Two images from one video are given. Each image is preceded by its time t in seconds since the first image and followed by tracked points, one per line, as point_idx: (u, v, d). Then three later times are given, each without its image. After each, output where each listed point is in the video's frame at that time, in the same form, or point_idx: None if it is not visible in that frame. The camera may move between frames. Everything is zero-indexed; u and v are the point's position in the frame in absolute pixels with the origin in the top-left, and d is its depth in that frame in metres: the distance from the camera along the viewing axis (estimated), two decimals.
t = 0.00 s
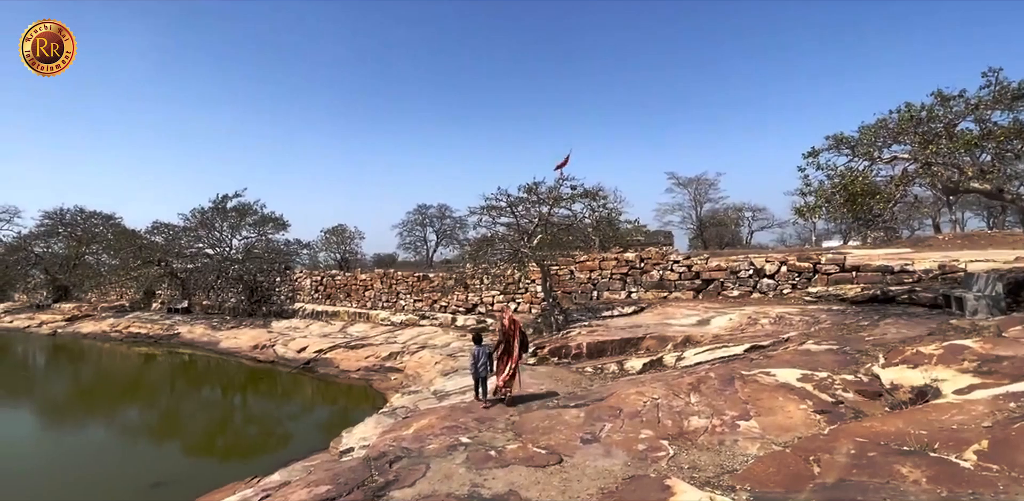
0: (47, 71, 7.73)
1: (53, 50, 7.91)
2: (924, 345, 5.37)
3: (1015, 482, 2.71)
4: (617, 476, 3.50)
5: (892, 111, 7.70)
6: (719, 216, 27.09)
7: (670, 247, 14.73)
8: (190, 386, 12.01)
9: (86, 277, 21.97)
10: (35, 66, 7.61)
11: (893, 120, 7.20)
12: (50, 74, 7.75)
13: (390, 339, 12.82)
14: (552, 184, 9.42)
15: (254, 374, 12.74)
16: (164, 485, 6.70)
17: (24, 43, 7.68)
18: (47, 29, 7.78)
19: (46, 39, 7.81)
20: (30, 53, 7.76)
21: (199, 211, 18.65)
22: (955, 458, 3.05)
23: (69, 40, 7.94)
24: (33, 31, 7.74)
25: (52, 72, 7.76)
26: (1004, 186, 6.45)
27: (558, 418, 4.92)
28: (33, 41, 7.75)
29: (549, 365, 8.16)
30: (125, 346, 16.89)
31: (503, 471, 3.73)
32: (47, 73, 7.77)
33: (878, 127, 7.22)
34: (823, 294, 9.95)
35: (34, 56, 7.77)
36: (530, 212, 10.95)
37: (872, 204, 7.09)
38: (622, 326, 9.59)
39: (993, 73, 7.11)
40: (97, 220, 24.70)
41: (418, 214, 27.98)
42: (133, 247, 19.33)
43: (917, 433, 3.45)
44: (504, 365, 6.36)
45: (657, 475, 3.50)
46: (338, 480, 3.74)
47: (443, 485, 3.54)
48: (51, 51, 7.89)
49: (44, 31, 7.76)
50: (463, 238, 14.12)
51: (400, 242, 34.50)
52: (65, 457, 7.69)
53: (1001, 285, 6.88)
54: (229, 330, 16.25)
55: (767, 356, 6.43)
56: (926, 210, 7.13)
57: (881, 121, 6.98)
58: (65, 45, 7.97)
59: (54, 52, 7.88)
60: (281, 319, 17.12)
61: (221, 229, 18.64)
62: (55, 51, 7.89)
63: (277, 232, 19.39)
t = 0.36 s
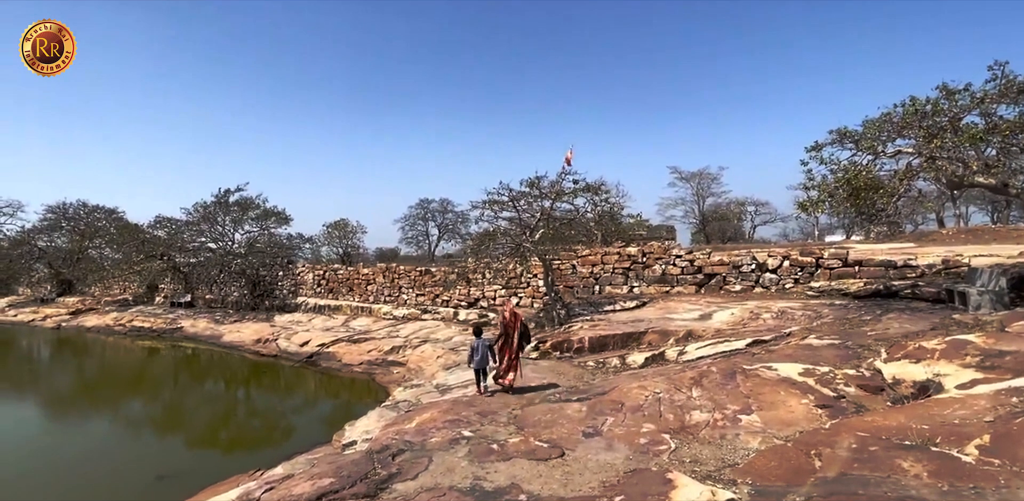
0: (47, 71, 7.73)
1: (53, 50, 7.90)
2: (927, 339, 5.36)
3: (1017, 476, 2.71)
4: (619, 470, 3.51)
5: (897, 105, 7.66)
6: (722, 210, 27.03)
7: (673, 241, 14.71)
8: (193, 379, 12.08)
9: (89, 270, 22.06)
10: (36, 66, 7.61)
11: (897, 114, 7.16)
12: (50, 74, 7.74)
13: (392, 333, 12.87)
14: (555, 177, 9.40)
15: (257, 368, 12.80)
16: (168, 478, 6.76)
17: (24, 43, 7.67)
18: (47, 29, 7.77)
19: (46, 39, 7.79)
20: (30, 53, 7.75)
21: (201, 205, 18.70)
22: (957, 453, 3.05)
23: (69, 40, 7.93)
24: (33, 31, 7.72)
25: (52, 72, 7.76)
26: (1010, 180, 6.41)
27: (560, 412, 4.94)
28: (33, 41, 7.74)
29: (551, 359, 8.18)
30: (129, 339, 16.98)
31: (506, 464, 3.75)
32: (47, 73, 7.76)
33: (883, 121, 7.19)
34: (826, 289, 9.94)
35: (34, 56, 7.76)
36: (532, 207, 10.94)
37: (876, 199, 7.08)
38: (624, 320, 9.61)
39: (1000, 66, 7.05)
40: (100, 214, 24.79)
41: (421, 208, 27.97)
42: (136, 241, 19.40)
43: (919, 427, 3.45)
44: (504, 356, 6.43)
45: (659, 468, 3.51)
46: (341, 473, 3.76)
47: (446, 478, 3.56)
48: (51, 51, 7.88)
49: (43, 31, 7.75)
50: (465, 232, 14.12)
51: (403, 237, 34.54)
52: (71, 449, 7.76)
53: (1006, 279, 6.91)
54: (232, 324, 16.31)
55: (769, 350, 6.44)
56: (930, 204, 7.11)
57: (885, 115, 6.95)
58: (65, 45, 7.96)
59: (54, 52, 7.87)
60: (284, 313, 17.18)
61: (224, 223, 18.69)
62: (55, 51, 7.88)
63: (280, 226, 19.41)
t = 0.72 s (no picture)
0: (47, 71, 7.72)
1: (53, 50, 7.88)
2: (928, 333, 5.36)
3: (1017, 470, 2.71)
4: (620, 462, 3.53)
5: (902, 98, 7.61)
6: (724, 203, 26.94)
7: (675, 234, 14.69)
8: (197, 371, 12.15)
9: (92, 263, 22.11)
10: (36, 66, 7.59)
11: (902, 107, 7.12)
12: (50, 74, 7.73)
13: (394, 325, 12.91)
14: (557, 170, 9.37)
15: (260, 360, 12.86)
16: (172, 468, 6.82)
17: (24, 43, 7.66)
18: (47, 29, 7.75)
19: (46, 39, 7.77)
20: (30, 53, 7.73)
21: (204, 197, 18.71)
22: (957, 446, 3.06)
23: (69, 40, 7.91)
24: (33, 31, 7.71)
25: (52, 72, 7.75)
26: (1015, 174, 6.37)
27: (561, 405, 4.95)
28: (33, 41, 7.72)
29: (553, 352, 8.20)
30: (132, 331, 17.07)
31: (507, 456, 3.77)
32: (47, 73, 7.75)
33: (887, 114, 7.15)
34: (828, 283, 9.93)
35: (34, 56, 7.74)
36: (535, 200, 10.91)
37: (879, 192, 7.05)
38: (626, 313, 9.61)
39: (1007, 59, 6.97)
40: (103, 207, 24.82)
41: (422, 201, 27.93)
42: (138, 234, 19.45)
43: (920, 421, 3.46)
44: (505, 348, 6.47)
45: (660, 461, 3.53)
46: (344, 464, 3.79)
47: (448, 469, 3.58)
48: (51, 51, 7.86)
49: (43, 31, 7.72)
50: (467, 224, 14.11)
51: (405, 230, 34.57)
52: (76, 440, 7.82)
53: (1009, 273, 6.88)
54: (235, 316, 16.37)
55: (770, 344, 6.44)
56: (934, 198, 7.07)
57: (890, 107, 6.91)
58: (65, 45, 7.94)
59: (54, 52, 7.85)
60: (286, 305, 17.23)
61: (226, 216, 18.71)
62: (55, 51, 7.85)
63: (282, 218, 19.41)
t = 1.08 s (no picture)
0: (47, 71, 7.77)
1: (53, 50, 7.92)
2: (932, 323, 5.35)
3: (1018, 460, 2.72)
4: (621, 450, 3.56)
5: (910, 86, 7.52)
6: (728, 193, 26.80)
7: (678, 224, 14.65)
8: (202, 357, 12.26)
9: (97, 251, 22.22)
10: (36, 66, 7.65)
11: (911, 96, 7.04)
12: (50, 75, 7.78)
13: (398, 314, 12.97)
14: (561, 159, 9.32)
15: (264, 347, 12.96)
16: (178, 453, 6.91)
17: (24, 43, 7.70)
18: (47, 29, 7.79)
19: (46, 39, 7.81)
20: (30, 53, 7.78)
21: (207, 185, 18.73)
22: (958, 436, 3.07)
23: (69, 40, 7.94)
24: (33, 31, 7.75)
25: (52, 72, 7.80)
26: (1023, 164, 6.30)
27: (563, 393, 4.98)
28: (33, 41, 7.77)
29: (555, 341, 8.23)
30: (138, 318, 17.22)
31: (509, 443, 3.80)
32: (47, 73, 7.81)
33: (895, 102, 7.07)
34: (832, 273, 9.89)
35: (34, 55, 7.79)
36: (538, 189, 10.87)
37: (885, 182, 7.00)
38: (629, 303, 9.62)
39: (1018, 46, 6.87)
40: (107, 195, 24.87)
41: (425, 190, 27.87)
42: (143, 222, 19.52)
43: (921, 411, 3.46)
44: (507, 334, 6.54)
45: (661, 449, 3.55)
46: (348, 450, 3.83)
47: (451, 456, 3.61)
48: (51, 51, 7.90)
49: (44, 31, 7.76)
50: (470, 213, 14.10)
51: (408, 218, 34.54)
52: (84, 425, 7.92)
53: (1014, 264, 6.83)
54: (239, 304, 16.47)
55: (773, 333, 6.45)
56: (941, 188, 7.01)
57: (898, 96, 6.83)
58: (65, 45, 7.98)
59: (54, 52, 7.89)
60: (290, 293, 17.31)
61: (230, 204, 18.73)
62: (55, 51, 7.90)
63: (285, 207, 19.41)
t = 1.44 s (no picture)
0: (47, 71, 7.76)
1: (53, 50, 7.92)
2: (937, 315, 5.33)
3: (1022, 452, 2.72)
4: (624, 438, 3.58)
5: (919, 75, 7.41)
6: (733, 183, 26.63)
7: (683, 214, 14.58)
8: (208, 345, 12.38)
9: (103, 239, 22.31)
10: (36, 67, 7.65)
11: (921, 84, 6.93)
12: (50, 75, 7.78)
13: (402, 302, 13.02)
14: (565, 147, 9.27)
15: (270, 335, 13.06)
16: (187, 439, 7.01)
17: (25, 43, 7.69)
18: (47, 29, 7.78)
19: (46, 39, 7.80)
20: (31, 53, 7.79)
21: (212, 174, 18.74)
22: (962, 427, 3.07)
23: (69, 40, 7.93)
24: (33, 31, 7.75)
25: (52, 72, 7.80)
26: None
27: (566, 382, 4.99)
28: (33, 41, 7.76)
29: (558, 330, 8.25)
30: (145, 306, 17.36)
31: (513, 431, 3.82)
32: (47, 73, 7.80)
33: (904, 91, 6.97)
34: (837, 263, 9.84)
35: (34, 56, 7.78)
36: (542, 178, 10.83)
37: (892, 172, 6.93)
38: (632, 293, 9.62)
39: None
40: (113, 182, 24.87)
41: (429, 178, 27.81)
42: (148, 210, 19.58)
43: (925, 402, 3.46)
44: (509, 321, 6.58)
45: (663, 438, 3.57)
46: (352, 437, 3.86)
47: (455, 443, 3.64)
48: (51, 51, 7.89)
49: (44, 31, 7.75)
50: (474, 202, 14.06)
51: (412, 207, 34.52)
52: (93, 411, 8.02)
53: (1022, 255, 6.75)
54: (245, 292, 16.55)
55: (777, 324, 6.44)
56: (949, 178, 6.94)
57: (908, 85, 6.74)
58: (65, 45, 7.97)
59: (54, 52, 7.89)
60: (295, 282, 17.38)
61: (235, 193, 18.75)
62: (55, 51, 7.89)
63: (289, 195, 19.42)
